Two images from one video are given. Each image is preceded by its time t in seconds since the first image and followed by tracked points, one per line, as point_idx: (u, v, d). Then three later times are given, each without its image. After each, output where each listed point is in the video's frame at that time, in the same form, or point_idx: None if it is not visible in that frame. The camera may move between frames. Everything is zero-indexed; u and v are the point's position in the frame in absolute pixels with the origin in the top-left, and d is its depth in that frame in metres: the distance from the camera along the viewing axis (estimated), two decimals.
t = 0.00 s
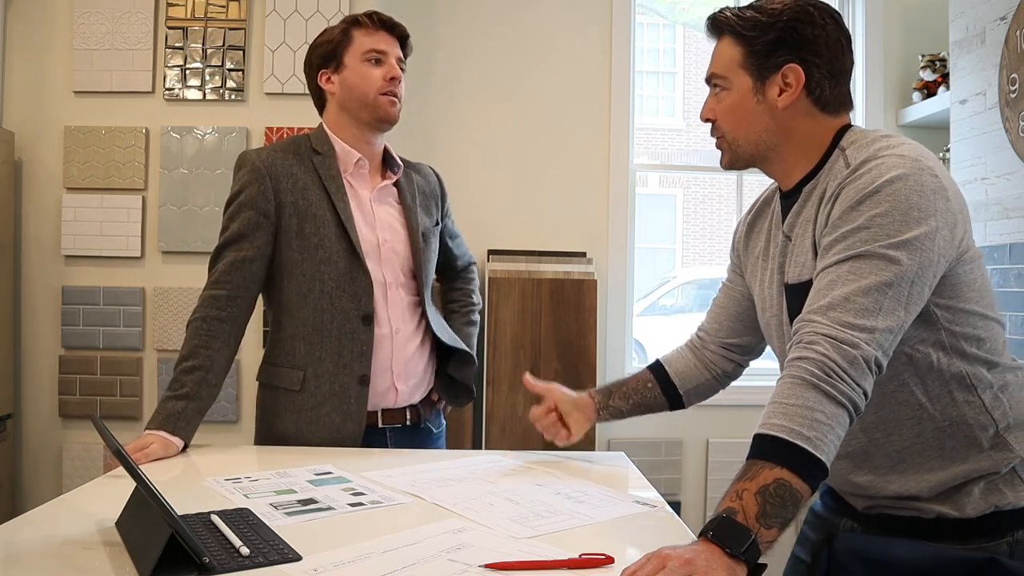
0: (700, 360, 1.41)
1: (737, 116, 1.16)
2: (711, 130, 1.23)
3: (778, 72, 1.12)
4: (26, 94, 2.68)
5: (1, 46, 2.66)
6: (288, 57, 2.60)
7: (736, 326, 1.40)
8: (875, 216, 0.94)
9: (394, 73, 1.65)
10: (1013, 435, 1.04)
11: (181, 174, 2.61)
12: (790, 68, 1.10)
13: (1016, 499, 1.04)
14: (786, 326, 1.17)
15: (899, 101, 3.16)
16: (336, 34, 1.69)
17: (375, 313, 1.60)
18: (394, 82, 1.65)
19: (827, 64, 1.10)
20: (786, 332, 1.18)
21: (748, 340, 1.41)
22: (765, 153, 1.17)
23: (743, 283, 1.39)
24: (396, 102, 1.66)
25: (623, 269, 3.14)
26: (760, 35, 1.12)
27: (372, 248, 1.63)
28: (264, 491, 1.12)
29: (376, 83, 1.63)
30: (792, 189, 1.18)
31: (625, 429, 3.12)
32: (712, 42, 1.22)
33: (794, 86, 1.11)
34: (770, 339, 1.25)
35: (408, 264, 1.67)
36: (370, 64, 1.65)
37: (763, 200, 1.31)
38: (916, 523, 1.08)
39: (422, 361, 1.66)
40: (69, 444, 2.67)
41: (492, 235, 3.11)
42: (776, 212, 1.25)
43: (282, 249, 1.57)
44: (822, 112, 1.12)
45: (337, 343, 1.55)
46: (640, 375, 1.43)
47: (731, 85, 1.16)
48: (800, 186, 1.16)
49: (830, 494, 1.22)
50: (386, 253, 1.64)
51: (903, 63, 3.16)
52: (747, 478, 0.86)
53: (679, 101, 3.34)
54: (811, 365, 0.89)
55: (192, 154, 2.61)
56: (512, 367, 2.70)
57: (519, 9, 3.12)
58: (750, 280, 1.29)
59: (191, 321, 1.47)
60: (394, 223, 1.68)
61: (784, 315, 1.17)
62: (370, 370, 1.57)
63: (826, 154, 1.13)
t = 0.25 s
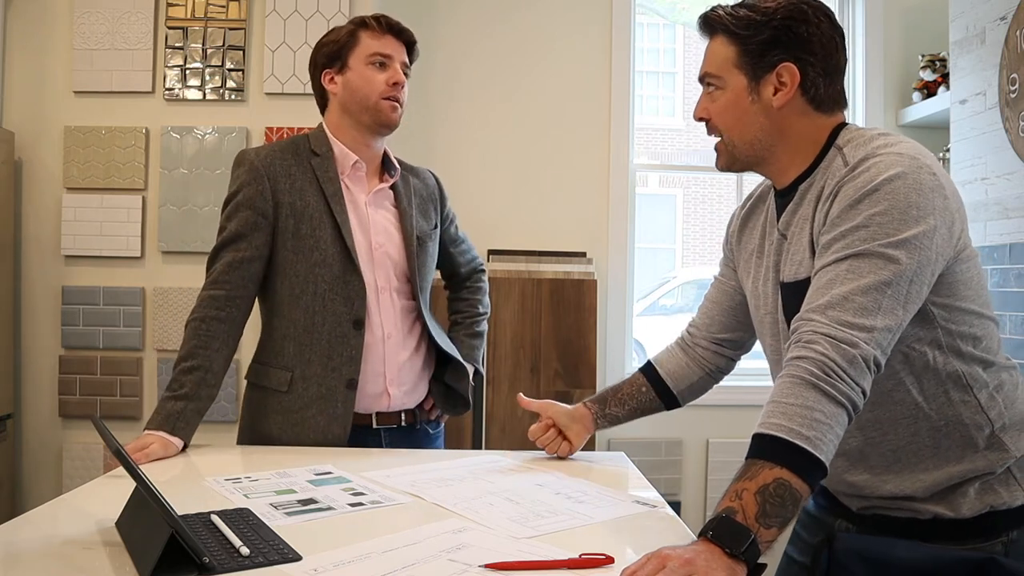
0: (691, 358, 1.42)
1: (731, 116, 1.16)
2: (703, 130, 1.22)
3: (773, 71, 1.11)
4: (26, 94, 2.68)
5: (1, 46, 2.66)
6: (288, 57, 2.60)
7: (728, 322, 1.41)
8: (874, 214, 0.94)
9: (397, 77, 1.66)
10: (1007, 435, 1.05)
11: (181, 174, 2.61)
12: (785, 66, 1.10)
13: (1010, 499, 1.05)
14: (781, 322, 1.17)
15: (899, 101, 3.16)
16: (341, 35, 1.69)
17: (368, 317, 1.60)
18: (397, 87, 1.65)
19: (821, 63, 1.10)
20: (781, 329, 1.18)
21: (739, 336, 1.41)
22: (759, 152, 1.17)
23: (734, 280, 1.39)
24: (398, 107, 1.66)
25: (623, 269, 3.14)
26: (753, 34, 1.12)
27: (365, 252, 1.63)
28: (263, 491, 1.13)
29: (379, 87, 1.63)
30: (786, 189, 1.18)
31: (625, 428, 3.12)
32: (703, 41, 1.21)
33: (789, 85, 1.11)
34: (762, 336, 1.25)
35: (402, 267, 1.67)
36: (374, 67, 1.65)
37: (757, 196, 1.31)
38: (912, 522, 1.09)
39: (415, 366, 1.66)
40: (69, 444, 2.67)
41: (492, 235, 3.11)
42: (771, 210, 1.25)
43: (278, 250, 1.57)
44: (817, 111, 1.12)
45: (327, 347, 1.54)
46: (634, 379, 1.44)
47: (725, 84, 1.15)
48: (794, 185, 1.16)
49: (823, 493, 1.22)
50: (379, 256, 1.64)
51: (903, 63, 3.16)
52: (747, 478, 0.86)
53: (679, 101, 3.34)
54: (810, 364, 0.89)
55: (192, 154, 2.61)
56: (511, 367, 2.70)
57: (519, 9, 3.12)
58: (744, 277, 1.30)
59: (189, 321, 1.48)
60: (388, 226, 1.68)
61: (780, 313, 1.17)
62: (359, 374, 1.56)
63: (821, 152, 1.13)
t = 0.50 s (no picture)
0: (692, 354, 1.41)
1: (742, 103, 1.16)
2: (712, 115, 1.22)
3: (787, 61, 1.11)
4: (26, 94, 2.68)
5: (1, 46, 2.66)
6: (288, 57, 2.59)
7: (728, 319, 1.40)
8: (881, 215, 0.94)
9: (406, 80, 1.66)
10: (1000, 436, 1.05)
11: (181, 174, 2.62)
12: (799, 57, 1.10)
13: (1001, 498, 1.06)
14: (779, 318, 1.17)
15: (899, 101, 3.16)
16: (353, 37, 1.69)
17: (372, 320, 1.59)
18: (404, 91, 1.65)
19: (835, 56, 1.10)
20: (778, 325, 1.18)
21: (739, 333, 1.41)
22: (766, 142, 1.17)
23: (735, 275, 1.38)
24: (406, 111, 1.66)
25: (623, 269, 3.14)
26: (770, 22, 1.12)
27: (370, 256, 1.63)
28: (263, 491, 1.12)
29: (387, 90, 1.63)
30: (791, 182, 1.18)
31: (625, 428, 3.13)
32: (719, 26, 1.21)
33: (803, 76, 1.11)
34: (759, 332, 1.25)
35: (407, 270, 1.67)
36: (383, 70, 1.65)
37: (760, 189, 1.30)
38: (904, 522, 1.09)
39: (420, 368, 1.66)
40: (69, 444, 2.67)
41: (492, 235, 3.11)
42: (771, 205, 1.24)
43: (283, 254, 1.57)
44: (827, 105, 1.13)
45: (333, 350, 1.54)
46: (634, 373, 1.44)
47: (738, 71, 1.16)
48: (800, 179, 1.16)
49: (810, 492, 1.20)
50: (384, 259, 1.64)
51: (903, 63, 3.16)
52: (747, 478, 0.86)
53: (679, 101, 3.34)
54: (814, 364, 0.89)
55: (192, 154, 2.61)
56: (511, 367, 2.70)
57: (519, 9, 3.12)
58: (744, 272, 1.29)
59: (191, 322, 1.48)
60: (394, 228, 1.67)
61: (777, 307, 1.17)
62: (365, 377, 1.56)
63: (828, 146, 1.13)
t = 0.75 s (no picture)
0: (686, 351, 1.41)
1: (737, 105, 1.16)
2: (709, 114, 1.22)
3: (782, 65, 1.11)
4: (26, 94, 2.68)
5: (1, 46, 2.66)
6: (288, 57, 2.59)
7: (726, 315, 1.40)
8: (879, 215, 0.94)
9: (413, 92, 1.64)
10: (996, 437, 1.05)
11: (181, 174, 2.62)
12: (794, 61, 1.10)
13: (996, 499, 1.06)
14: (778, 315, 1.17)
15: (899, 101, 3.16)
16: (370, 40, 1.66)
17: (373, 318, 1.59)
18: (411, 103, 1.64)
19: (832, 61, 1.09)
20: (777, 324, 1.18)
21: (736, 329, 1.41)
22: (762, 143, 1.18)
23: (734, 272, 1.39)
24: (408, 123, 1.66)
25: (623, 269, 3.14)
26: (767, 26, 1.11)
27: (372, 254, 1.62)
28: (263, 491, 1.12)
29: (393, 101, 1.62)
30: (789, 181, 1.19)
31: (625, 428, 3.13)
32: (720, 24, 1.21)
33: (797, 80, 1.10)
34: (757, 328, 1.25)
35: (409, 270, 1.67)
36: (394, 79, 1.63)
37: (761, 187, 1.30)
38: (901, 522, 1.08)
39: (421, 366, 1.66)
40: (69, 444, 2.67)
41: (492, 235, 3.11)
42: (771, 203, 1.24)
43: (287, 248, 1.57)
44: (823, 108, 1.12)
45: (335, 346, 1.55)
46: (629, 371, 1.44)
47: (734, 72, 1.16)
48: (800, 177, 1.16)
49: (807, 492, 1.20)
50: (386, 258, 1.64)
51: (903, 63, 3.16)
52: (747, 478, 0.86)
53: (679, 101, 3.34)
54: (813, 364, 0.89)
55: (192, 154, 2.61)
56: (511, 367, 2.70)
57: (519, 9, 3.12)
58: (743, 269, 1.29)
59: (199, 318, 1.49)
60: (397, 229, 1.67)
61: (776, 305, 1.17)
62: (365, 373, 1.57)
63: (826, 148, 1.13)
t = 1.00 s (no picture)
0: (683, 351, 1.41)
1: (732, 111, 1.16)
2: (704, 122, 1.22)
3: (775, 71, 1.11)
4: (26, 94, 2.68)
5: (1, 46, 2.66)
6: (288, 57, 2.59)
7: (723, 314, 1.40)
8: (877, 215, 0.94)
9: (412, 99, 1.64)
10: (999, 437, 1.05)
11: (181, 174, 2.62)
12: (787, 67, 1.10)
13: (1000, 498, 1.06)
14: (779, 318, 1.17)
15: (899, 101, 3.16)
16: (372, 43, 1.66)
17: (368, 320, 1.59)
18: (409, 109, 1.64)
19: (823, 65, 1.09)
20: (779, 326, 1.18)
21: (733, 329, 1.41)
22: (759, 150, 1.17)
23: (732, 273, 1.39)
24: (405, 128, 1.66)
25: (623, 269, 3.14)
26: (757, 33, 1.11)
27: (367, 256, 1.62)
28: (263, 491, 1.13)
29: (392, 105, 1.62)
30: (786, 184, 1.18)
31: (625, 428, 3.13)
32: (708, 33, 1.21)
33: (790, 85, 1.11)
34: (758, 331, 1.25)
35: (403, 272, 1.67)
36: (393, 84, 1.64)
37: (760, 188, 1.30)
38: (903, 521, 1.09)
39: (419, 367, 1.66)
40: (69, 444, 2.67)
41: (492, 235, 3.11)
42: (771, 204, 1.25)
43: (283, 250, 1.57)
44: (818, 110, 1.12)
45: (327, 348, 1.54)
46: (627, 377, 1.44)
47: (727, 80, 1.15)
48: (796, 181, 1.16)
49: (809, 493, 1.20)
50: (381, 259, 1.64)
51: (903, 62, 3.16)
52: (747, 478, 0.86)
53: (679, 101, 3.34)
54: (811, 364, 0.89)
55: (192, 154, 2.61)
56: (511, 368, 2.70)
57: (519, 9, 3.12)
58: (743, 269, 1.29)
59: (197, 321, 1.49)
60: (392, 231, 1.67)
61: (777, 307, 1.18)
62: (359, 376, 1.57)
63: (823, 150, 1.13)
